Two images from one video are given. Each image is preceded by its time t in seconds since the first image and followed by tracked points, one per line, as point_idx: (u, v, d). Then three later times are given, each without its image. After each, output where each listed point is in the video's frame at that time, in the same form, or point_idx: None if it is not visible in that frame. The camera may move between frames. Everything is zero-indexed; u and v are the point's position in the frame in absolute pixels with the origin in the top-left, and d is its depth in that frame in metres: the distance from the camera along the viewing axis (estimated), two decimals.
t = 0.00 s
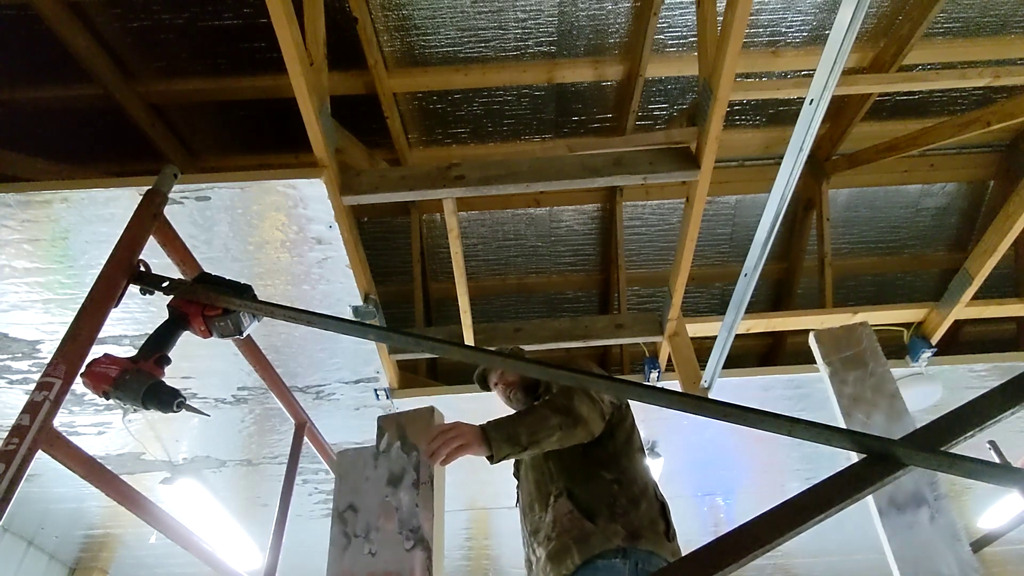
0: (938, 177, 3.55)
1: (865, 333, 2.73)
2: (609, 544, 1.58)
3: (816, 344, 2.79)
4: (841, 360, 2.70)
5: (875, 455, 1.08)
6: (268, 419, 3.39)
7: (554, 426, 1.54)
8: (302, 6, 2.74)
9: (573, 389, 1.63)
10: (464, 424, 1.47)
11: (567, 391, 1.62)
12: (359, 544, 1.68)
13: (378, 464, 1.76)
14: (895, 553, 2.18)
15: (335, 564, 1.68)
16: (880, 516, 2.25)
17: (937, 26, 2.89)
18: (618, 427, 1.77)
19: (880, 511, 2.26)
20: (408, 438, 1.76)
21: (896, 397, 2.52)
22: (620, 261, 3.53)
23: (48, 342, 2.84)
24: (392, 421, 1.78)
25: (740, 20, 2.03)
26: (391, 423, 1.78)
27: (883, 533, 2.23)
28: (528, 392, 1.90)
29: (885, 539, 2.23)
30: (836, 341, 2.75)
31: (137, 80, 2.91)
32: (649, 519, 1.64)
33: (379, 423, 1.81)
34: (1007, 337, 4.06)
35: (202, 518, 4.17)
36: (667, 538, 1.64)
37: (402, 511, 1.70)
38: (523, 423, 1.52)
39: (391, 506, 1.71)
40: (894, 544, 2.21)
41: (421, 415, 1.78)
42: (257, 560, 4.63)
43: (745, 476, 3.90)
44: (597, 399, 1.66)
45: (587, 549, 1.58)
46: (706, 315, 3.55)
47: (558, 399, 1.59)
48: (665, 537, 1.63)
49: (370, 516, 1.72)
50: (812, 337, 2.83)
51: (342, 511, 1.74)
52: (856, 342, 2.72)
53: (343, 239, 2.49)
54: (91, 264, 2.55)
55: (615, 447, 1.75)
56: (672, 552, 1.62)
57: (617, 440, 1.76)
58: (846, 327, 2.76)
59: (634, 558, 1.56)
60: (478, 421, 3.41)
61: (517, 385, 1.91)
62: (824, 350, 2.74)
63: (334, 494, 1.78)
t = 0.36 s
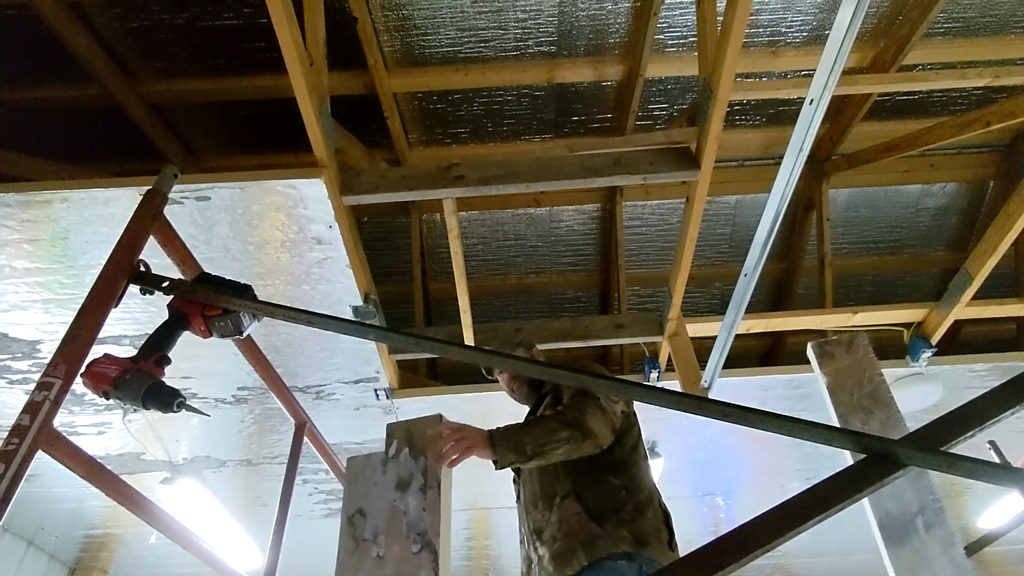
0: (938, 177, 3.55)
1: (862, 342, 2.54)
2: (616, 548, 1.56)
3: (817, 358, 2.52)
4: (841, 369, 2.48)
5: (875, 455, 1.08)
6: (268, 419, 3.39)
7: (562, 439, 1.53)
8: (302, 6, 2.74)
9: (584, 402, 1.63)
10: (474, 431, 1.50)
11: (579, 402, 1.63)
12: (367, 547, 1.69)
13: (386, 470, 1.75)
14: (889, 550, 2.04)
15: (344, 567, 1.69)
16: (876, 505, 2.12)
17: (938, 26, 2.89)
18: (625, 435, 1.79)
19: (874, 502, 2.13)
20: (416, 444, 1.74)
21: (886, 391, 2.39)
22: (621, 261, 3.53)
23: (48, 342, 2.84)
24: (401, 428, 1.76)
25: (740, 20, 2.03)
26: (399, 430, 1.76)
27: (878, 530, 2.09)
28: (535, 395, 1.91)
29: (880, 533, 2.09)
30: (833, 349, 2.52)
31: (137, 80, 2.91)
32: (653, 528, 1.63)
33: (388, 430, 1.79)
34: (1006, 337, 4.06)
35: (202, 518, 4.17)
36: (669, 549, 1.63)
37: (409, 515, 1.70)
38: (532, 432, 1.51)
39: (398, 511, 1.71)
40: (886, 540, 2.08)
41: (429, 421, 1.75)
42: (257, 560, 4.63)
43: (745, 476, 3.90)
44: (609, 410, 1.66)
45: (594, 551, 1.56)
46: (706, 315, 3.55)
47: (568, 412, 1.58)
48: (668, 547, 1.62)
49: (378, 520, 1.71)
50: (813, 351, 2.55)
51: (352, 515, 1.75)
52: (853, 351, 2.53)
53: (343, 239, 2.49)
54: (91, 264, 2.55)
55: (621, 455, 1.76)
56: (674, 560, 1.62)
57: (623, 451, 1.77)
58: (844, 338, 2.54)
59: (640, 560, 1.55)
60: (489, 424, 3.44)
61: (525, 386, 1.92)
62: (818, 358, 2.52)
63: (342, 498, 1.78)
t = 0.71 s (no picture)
0: (938, 177, 3.55)
1: (859, 345, 2.44)
2: (620, 550, 1.56)
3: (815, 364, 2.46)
4: (837, 375, 2.40)
5: (875, 455, 1.08)
6: (268, 419, 3.39)
7: (566, 439, 1.52)
8: (302, 6, 2.74)
9: (593, 405, 1.62)
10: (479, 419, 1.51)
11: (588, 405, 1.62)
12: (371, 548, 1.66)
13: (388, 473, 1.70)
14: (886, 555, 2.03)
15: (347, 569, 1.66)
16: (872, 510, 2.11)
17: (938, 26, 2.89)
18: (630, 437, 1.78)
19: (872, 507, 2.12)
20: (418, 448, 1.68)
21: (882, 394, 2.31)
22: (620, 261, 3.53)
23: (48, 342, 2.84)
24: (403, 432, 1.70)
25: (740, 21, 2.03)
26: (401, 434, 1.71)
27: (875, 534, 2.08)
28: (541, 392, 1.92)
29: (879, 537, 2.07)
30: (830, 353, 2.46)
31: (137, 80, 2.91)
32: (657, 531, 1.63)
33: (392, 433, 1.74)
34: (1006, 337, 4.06)
35: (202, 518, 4.17)
36: (671, 553, 1.63)
37: (412, 518, 1.65)
38: (534, 427, 1.51)
39: (401, 513, 1.66)
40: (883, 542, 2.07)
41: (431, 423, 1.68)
42: (257, 560, 4.63)
43: (745, 476, 3.90)
44: (617, 416, 1.65)
45: (598, 553, 1.57)
46: (706, 315, 3.55)
47: (575, 413, 1.57)
48: (669, 552, 1.62)
49: (382, 523, 1.68)
50: (812, 356, 2.48)
51: (356, 518, 1.72)
52: (850, 354, 2.44)
53: (343, 239, 2.49)
54: (91, 264, 2.55)
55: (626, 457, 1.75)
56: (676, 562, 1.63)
57: (630, 453, 1.75)
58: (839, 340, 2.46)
59: (642, 561, 1.56)
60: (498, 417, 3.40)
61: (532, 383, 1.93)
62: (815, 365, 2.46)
63: (346, 501, 1.76)
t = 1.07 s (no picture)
0: (938, 177, 3.55)
1: (853, 351, 2.42)
2: (623, 552, 1.56)
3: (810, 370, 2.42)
4: (832, 381, 2.37)
5: (875, 455, 1.07)
6: (268, 419, 3.39)
7: (566, 442, 1.52)
8: (302, 6, 2.74)
9: (597, 408, 1.62)
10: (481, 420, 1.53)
11: (592, 407, 1.61)
12: (372, 553, 1.67)
13: (390, 478, 1.70)
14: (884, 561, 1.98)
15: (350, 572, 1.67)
16: (867, 515, 2.07)
17: (938, 25, 2.89)
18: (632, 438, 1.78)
19: (867, 512, 2.08)
20: (420, 453, 1.67)
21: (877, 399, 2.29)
22: (620, 261, 3.53)
23: (48, 342, 2.84)
24: (405, 437, 1.70)
25: (740, 20, 2.03)
26: (403, 440, 1.70)
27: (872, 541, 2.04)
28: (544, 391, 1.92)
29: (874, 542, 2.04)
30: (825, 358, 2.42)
31: (137, 80, 2.91)
32: (659, 534, 1.63)
33: (393, 439, 1.74)
34: (1006, 337, 4.06)
35: (202, 518, 4.17)
36: (671, 556, 1.64)
37: (413, 523, 1.64)
38: (534, 430, 1.53)
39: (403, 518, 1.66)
40: (881, 550, 2.03)
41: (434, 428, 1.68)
42: (257, 560, 4.63)
43: (744, 476, 3.90)
44: (621, 419, 1.64)
45: (600, 553, 1.56)
46: (706, 315, 3.55)
47: (578, 417, 1.57)
48: (670, 554, 1.63)
49: (384, 526, 1.68)
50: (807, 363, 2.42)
51: (359, 521, 1.74)
52: (844, 360, 2.41)
53: (343, 239, 2.49)
54: (91, 264, 2.55)
55: (628, 459, 1.75)
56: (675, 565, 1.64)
57: (633, 455, 1.76)
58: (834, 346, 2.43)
59: (643, 561, 1.56)
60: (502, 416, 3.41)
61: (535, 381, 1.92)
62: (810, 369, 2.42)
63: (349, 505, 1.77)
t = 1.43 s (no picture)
0: (938, 177, 3.55)
1: (851, 353, 2.31)
2: (625, 553, 1.57)
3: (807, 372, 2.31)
4: (830, 383, 2.26)
5: (875, 455, 1.08)
6: (268, 419, 3.39)
7: (566, 443, 1.52)
8: (302, 6, 2.74)
9: (598, 409, 1.61)
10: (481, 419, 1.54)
11: (594, 409, 1.61)
12: (372, 558, 1.49)
13: (392, 482, 1.55)
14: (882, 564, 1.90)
15: None
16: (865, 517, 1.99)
17: (938, 26, 2.89)
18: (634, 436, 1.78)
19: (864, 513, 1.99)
20: (422, 456, 1.54)
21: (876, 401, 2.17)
22: (620, 261, 3.53)
23: (48, 342, 2.84)
24: (408, 439, 1.57)
25: (740, 21, 2.03)
26: (406, 442, 1.57)
27: (870, 544, 1.96)
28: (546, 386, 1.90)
29: (870, 545, 1.96)
30: (822, 361, 2.31)
31: (137, 80, 2.91)
32: (660, 534, 1.64)
33: (395, 442, 1.60)
34: (1007, 337, 4.06)
35: (203, 517, 4.17)
36: (671, 555, 1.65)
37: (415, 526, 1.48)
38: (534, 430, 1.53)
39: (406, 521, 1.50)
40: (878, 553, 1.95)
41: (438, 430, 1.57)
42: (257, 560, 4.63)
43: (744, 476, 3.90)
44: (623, 420, 1.63)
45: (602, 555, 1.57)
46: (707, 316, 3.55)
47: (579, 419, 1.57)
48: (671, 553, 1.64)
49: (386, 531, 1.51)
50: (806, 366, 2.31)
51: (359, 528, 1.54)
52: (843, 361, 2.30)
53: (343, 239, 2.49)
54: (91, 264, 2.55)
55: (630, 457, 1.75)
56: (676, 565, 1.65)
57: (636, 453, 1.76)
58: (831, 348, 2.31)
59: (642, 563, 1.58)
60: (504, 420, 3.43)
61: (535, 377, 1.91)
62: (807, 372, 2.31)
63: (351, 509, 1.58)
